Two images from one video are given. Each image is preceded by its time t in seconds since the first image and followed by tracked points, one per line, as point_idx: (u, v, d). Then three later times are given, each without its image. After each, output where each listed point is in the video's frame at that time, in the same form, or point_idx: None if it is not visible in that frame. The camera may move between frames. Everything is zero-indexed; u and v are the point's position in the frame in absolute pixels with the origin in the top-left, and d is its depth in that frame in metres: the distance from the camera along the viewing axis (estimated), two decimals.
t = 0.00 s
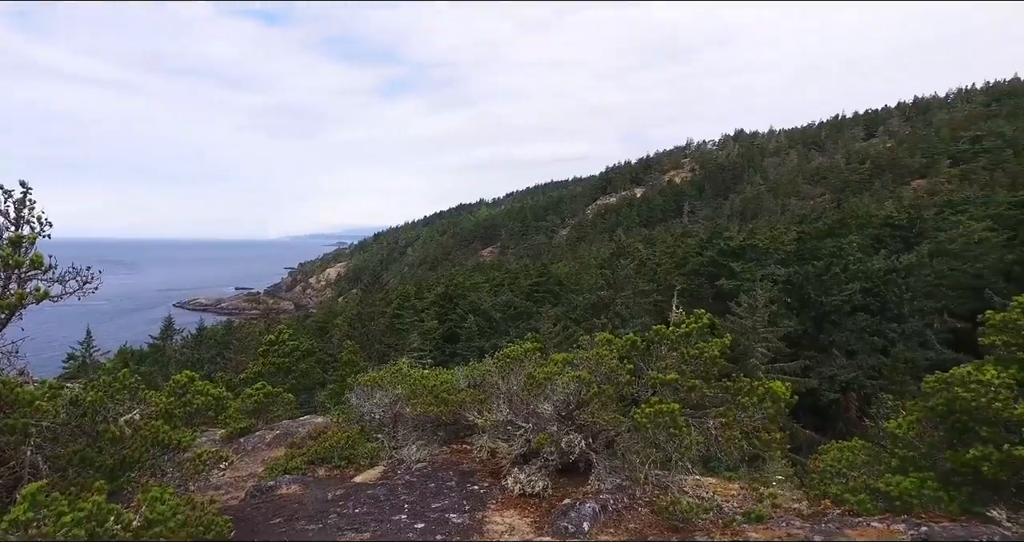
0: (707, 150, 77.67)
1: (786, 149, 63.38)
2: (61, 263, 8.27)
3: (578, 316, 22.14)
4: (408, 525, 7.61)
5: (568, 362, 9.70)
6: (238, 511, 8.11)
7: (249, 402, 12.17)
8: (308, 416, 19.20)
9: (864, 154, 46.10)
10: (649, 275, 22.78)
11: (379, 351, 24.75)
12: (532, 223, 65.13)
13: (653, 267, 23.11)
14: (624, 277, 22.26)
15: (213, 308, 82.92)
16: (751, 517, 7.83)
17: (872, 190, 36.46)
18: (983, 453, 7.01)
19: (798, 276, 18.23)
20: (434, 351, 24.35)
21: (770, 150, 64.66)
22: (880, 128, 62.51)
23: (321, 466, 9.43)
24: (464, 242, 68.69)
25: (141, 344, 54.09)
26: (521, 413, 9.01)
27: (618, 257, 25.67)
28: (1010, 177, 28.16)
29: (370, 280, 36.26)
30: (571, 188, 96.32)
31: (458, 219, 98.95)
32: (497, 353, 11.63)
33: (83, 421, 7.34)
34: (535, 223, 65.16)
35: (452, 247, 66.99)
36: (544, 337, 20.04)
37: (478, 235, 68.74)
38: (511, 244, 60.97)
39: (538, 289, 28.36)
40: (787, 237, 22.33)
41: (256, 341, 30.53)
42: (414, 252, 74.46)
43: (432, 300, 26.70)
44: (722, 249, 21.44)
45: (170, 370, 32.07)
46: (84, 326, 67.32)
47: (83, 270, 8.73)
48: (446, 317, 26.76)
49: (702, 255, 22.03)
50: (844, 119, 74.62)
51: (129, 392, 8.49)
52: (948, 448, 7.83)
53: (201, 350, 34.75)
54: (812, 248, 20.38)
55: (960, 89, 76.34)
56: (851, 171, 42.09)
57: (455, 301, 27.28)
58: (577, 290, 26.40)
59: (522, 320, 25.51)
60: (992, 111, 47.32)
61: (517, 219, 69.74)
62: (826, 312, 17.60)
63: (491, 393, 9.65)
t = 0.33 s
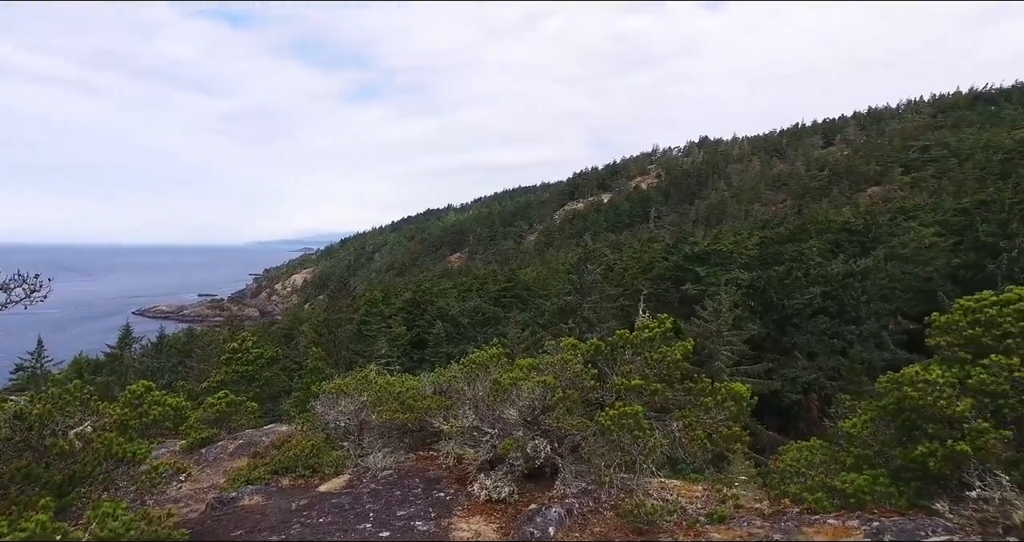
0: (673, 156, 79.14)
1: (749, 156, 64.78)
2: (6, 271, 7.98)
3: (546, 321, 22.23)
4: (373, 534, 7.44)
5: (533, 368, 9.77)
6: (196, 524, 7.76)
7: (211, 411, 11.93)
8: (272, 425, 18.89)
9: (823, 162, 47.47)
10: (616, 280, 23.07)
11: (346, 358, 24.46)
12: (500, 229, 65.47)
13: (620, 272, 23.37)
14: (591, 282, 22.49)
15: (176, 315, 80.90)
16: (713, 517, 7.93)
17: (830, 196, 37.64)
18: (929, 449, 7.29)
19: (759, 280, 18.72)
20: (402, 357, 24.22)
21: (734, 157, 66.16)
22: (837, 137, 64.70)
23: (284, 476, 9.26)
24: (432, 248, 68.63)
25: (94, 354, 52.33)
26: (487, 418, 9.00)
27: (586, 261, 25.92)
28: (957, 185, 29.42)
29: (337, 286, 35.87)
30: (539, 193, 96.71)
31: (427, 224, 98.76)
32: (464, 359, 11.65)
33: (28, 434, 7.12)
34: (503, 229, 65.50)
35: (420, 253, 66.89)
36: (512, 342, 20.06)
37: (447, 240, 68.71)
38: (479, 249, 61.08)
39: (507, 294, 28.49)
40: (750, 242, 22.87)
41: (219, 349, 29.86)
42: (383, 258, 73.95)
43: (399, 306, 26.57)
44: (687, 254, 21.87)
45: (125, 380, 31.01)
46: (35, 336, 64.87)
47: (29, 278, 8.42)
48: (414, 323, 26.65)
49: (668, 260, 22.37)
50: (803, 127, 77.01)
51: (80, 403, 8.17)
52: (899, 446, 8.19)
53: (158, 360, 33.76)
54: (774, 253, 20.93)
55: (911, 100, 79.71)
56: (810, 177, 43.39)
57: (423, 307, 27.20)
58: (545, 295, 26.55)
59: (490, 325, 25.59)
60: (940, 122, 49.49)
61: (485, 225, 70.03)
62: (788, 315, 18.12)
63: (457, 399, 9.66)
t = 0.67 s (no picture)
0: (640, 163, 80.29)
1: (714, 163, 66.07)
2: None
3: (515, 326, 22.29)
4: None
5: (500, 374, 9.79)
6: (152, 538, 7.49)
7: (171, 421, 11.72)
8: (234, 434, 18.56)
9: (784, 169, 48.77)
10: (584, 285, 23.32)
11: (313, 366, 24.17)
12: (469, 235, 65.58)
13: (589, 278, 23.59)
14: (558, 287, 22.69)
15: (138, 324, 78.72)
16: (678, 519, 7.98)
17: (791, 203, 38.67)
18: (882, 447, 7.54)
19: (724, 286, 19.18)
20: (370, 364, 24.03)
21: (699, 163, 67.43)
22: (799, 145, 66.56)
23: (248, 486, 9.08)
24: (401, 254, 68.35)
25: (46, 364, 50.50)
26: (453, 425, 8.98)
27: (554, 267, 26.14)
28: (909, 193, 30.56)
29: (304, 293, 35.44)
30: (509, 199, 96.86)
31: (397, 229, 98.30)
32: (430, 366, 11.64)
33: None
34: (472, 235, 65.64)
35: (388, 259, 66.51)
36: (480, 347, 20.05)
37: (416, 246, 68.51)
38: (448, 255, 61.02)
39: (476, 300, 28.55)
40: (715, 247, 23.36)
41: (180, 358, 29.19)
42: (352, 264, 73.29)
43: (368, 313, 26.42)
44: (654, 260, 22.26)
45: (79, 391, 29.94)
46: None
47: None
48: (382, 329, 26.51)
49: (636, 265, 22.71)
50: (766, 135, 79.04)
51: (27, 417, 8.04)
52: (855, 446, 8.47)
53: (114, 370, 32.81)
54: (739, 258, 21.41)
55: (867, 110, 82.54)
56: (772, 184, 44.54)
57: (391, 313, 27.06)
58: (513, 301, 26.65)
59: (459, 331, 25.59)
60: (893, 132, 51.47)
61: (454, 231, 70.04)
62: (753, 319, 18.60)
63: (424, 406, 9.63)
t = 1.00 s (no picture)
0: (609, 169, 81.20)
1: (680, 169, 67.24)
2: None
3: (483, 332, 22.29)
4: None
5: (466, 379, 9.81)
6: None
7: (127, 433, 11.48)
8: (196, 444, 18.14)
9: (748, 176, 49.90)
10: (553, 290, 23.50)
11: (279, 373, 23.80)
12: (437, 240, 65.48)
13: (558, 283, 23.79)
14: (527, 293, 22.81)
15: (96, 332, 76.28)
16: (643, 522, 8.04)
17: (755, 209, 39.57)
18: (838, 447, 7.77)
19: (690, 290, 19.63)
20: (338, 371, 23.74)
21: (666, 169, 68.48)
22: (762, 152, 68.22)
23: (209, 497, 8.89)
24: (369, 260, 67.87)
25: None
26: (420, 431, 8.93)
27: (521, 272, 26.24)
28: (866, 200, 31.60)
29: (270, 299, 34.89)
30: (479, 204, 96.78)
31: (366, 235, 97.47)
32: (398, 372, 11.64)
33: None
34: (441, 241, 65.53)
35: (355, 265, 65.91)
36: (448, 353, 19.99)
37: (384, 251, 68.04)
38: (416, 260, 60.74)
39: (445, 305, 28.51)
40: (681, 252, 23.79)
41: (139, 367, 28.39)
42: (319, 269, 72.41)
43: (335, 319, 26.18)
44: (622, 265, 22.63)
45: (29, 403, 28.76)
46: None
47: None
48: (350, 336, 26.26)
49: (604, 270, 22.98)
50: (730, 143, 80.81)
51: None
52: (814, 446, 8.70)
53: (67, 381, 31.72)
54: (705, 263, 21.86)
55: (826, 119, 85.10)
56: (736, 190, 45.52)
57: (359, 319, 26.83)
58: (482, 306, 26.67)
59: (427, 337, 25.49)
60: (850, 142, 53.15)
61: (422, 236, 69.83)
62: (718, 323, 19.08)
63: (390, 413, 9.58)
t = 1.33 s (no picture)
0: (582, 174, 81.85)
1: (652, 175, 68.12)
2: None
3: (456, 337, 22.26)
4: None
5: (437, 385, 9.83)
6: None
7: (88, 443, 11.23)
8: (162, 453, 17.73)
9: (718, 183, 50.80)
10: (526, 295, 23.60)
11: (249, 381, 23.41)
12: (410, 245, 65.18)
13: (531, 289, 23.90)
14: (499, 298, 22.86)
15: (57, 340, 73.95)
16: (614, 526, 8.04)
17: (724, 215, 40.26)
18: (805, 448, 7.94)
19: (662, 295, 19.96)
20: (310, 378, 23.44)
21: (638, 175, 69.33)
22: (732, 159, 69.53)
23: (174, 508, 8.68)
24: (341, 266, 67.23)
25: None
26: (391, 437, 8.88)
27: (494, 278, 26.29)
28: (830, 206, 32.44)
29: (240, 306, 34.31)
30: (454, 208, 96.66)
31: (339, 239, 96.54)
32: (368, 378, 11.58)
33: None
34: (414, 246, 65.23)
35: (327, 271, 65.18)
36: (420, 359, 19.90)
37: (357, 257, 67.45)
38: (388, 266, 60.36)
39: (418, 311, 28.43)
40: (653, 258, 24.12)
41: (100, 376, 27.61)
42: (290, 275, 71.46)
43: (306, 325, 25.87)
44: (595, 270, 22.84)
45: None
46: None
47: None
48: (322, 342, 25.99)
49: (577, 276, 23.18)
50: (701, 149, 82.22)
51: None
52: (781, 447, 8.89)
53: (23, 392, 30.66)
54: (676, 268, 22.21)
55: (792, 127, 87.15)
56: (707, 196, 46.31)
57: (331, 325, 26.57)
58: (455, 312, 26.64)
59: (400, 343, 25.34)
60: (815, 150, 54.50)
61: (395, 242, 69.38)
62: (690, 327, 19.41)
63: (361, 420, 9.52)
